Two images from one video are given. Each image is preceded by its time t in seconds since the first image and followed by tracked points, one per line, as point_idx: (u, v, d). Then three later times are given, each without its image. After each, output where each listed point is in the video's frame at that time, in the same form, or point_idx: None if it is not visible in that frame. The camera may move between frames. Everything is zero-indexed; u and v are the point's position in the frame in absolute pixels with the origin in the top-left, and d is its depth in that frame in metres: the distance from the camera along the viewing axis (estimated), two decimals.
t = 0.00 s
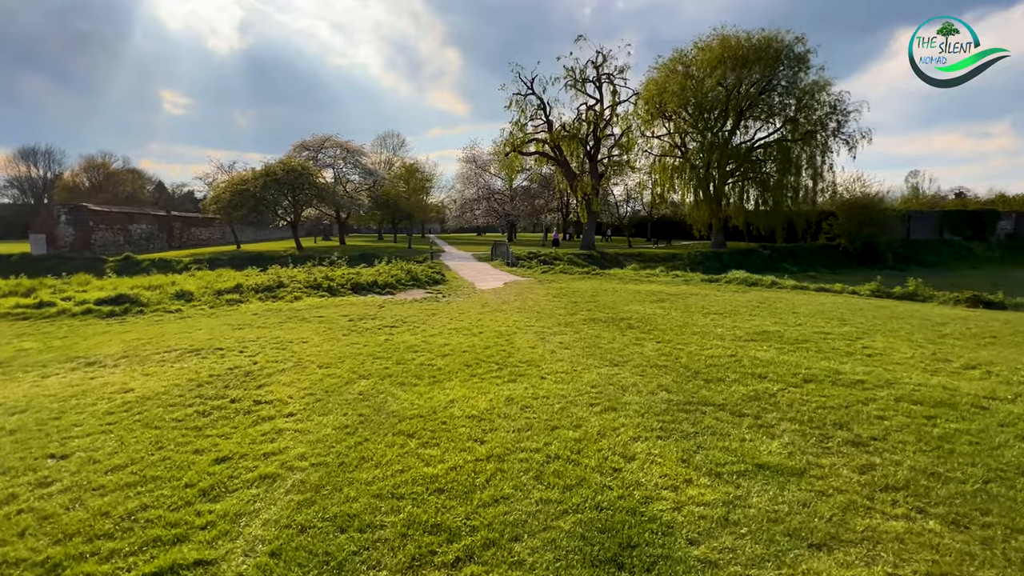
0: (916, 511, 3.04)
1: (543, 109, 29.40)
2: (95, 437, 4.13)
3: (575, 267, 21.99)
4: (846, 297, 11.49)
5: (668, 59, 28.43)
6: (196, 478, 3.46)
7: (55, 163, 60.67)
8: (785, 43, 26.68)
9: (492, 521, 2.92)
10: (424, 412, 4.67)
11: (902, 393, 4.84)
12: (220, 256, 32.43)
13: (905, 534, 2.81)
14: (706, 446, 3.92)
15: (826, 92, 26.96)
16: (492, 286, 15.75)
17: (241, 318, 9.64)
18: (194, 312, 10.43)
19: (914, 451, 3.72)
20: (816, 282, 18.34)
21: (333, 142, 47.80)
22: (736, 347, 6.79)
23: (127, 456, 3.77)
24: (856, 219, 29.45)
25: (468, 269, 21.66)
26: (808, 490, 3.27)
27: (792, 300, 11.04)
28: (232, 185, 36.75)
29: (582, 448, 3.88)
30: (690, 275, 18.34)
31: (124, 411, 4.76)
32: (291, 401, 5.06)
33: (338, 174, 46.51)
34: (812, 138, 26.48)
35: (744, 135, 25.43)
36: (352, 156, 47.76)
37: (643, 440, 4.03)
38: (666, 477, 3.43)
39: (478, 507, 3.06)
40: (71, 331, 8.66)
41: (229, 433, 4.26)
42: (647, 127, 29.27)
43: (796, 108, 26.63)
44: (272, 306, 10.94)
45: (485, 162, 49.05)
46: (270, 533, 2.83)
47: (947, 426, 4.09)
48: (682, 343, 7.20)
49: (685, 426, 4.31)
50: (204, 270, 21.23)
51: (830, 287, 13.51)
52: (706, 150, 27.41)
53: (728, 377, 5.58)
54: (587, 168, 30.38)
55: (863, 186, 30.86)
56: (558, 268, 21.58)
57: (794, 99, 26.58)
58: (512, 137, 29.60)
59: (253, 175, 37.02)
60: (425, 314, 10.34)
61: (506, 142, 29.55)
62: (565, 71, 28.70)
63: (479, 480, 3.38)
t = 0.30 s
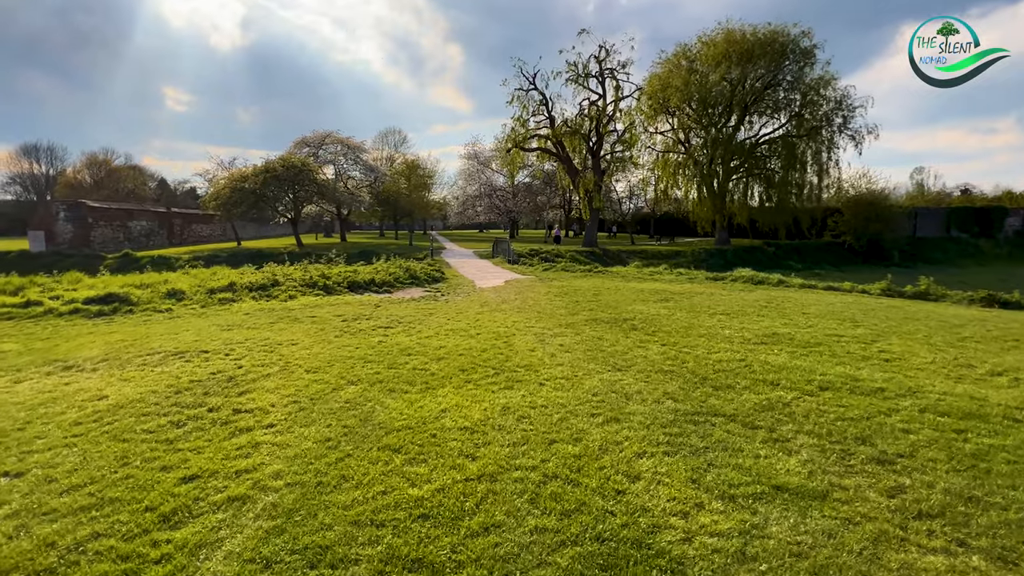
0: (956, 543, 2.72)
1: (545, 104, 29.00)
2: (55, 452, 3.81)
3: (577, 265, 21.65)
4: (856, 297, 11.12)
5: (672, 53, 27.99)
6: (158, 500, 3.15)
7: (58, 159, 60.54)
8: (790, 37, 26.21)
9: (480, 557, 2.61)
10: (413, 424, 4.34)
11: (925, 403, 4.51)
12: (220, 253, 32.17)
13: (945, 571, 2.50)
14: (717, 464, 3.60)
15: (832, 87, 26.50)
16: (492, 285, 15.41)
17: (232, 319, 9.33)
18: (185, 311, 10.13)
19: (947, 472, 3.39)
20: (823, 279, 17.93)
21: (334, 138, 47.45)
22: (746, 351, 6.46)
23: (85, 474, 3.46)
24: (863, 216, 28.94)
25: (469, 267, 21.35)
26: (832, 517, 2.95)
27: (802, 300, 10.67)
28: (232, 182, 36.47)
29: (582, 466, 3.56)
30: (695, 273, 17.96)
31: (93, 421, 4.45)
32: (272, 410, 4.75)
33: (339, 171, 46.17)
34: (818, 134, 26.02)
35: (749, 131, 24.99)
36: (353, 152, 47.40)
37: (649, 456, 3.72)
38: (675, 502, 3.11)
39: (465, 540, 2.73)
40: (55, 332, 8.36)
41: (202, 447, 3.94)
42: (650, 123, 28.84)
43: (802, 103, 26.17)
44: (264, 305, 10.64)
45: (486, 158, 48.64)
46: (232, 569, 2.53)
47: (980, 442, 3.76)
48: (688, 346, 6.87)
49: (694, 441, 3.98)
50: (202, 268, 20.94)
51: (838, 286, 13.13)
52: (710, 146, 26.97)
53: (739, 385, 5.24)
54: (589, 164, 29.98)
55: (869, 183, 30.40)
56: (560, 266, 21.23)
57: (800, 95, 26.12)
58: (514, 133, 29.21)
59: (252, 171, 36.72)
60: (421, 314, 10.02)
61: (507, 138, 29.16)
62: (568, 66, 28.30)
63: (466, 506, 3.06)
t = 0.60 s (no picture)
0: None
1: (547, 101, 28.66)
2: (11, 469, 3.55)
3: (578, 264, 21.36)
4: (863, 298, 10.84)
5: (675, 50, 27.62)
6: (113, 526, 2.87)
7: (60, 157, 60.35)
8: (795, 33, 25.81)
9: None
10: (398, 437, 4.06)
11: (948, 415, 4.21)
12: (218, 252, 31.93)
13: None
14: (726, 484, 3.31)
15: (837, 84, 26.12)
16: (491, 284, 15.12)
17: (221, 320, 9.06)
18: (175, 312, 9.87)
19: (978, 496, 3.10)
20: (826, 280, 17.62)
21: (334, 136, 47.17)
22: (753, 356, 6.16)
23: (39, 495, 3.19)
24: (868, 214, 28.51)
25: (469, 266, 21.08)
26: (856, 549, 2.67)
27: (808, 301, 10.38)
28: (231, 179, 36.24)
29: (579, 487, 3.28)
30: (698, 272, 17.62)
31: (58, 432, 4.19)
32: (250, 421, 4.46)
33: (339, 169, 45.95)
34: (822, 131, 25.62)
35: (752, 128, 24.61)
36: (353, 149, 47.11)
37: (652, 476, 3.43)
38: (680, 531, 2.82)
39: None
40: (38, 334, 8.13)
41: (170, 462, 3.66)
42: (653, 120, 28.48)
43: (806, 100, 25.80)
44: (257, 306, 10.39)
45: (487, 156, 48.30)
46: None
47: (1011, 460, 3.48)
48: (692, 350, 6.57)
49: (701, 458, 3.68)
50: (200, 266, 20.71)
51: (845, 286, 12.80)
52: (713, 143, 26.61)
53: (747, 393, 4.95)
54: (591, 162, 29.64)
55: (873, 181, 30.03)
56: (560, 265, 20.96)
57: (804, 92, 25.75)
58: (514, 130, 28.88)
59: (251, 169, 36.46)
60: (417, 315, 9.75)
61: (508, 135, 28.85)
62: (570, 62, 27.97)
63: (451, 535, 2.78)
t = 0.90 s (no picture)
0: None
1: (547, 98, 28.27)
2: None
3: (577, 263, 21.02)
4: (870, 298, 10.50)
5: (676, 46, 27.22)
6: (43, 560, 2.55)
7: (59, 155, 60.06)
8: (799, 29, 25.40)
9: None
10: (374, 451, 3.73)
11: (973, 429, 3.87)
12: (215, 250, 31.63)
13: None
14: (733, 509, 2.97)
15: (840, 81, 25.72)
16: (489, 283, 14.78)
17: (205, 321, 8.72)
18: (159, 312, 9.54)
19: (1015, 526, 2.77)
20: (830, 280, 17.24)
21: (333, 133, 46.81)
22: (759, 362, 5.81)
23: None
24: (871, 213, 28.09)
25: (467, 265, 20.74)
26: None
27: (814, 301, 10.04)
28: (228, 177, 35.89)
29: (569, 512, 2.95)
30: (700, 271, 17.27)
31: (5, 446, 3.86)
32: (217, 432, 4.13)
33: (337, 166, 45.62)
34: (826, 129, 25.21)
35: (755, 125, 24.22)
36: (352, 147, 46.73)
37: (651, 498, 3.10)
38: (681, 567, 2.50)
39: None
40: (13, 335, 7.80)
41: (121, 481, 3.33)
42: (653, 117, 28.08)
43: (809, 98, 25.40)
44: (244, 306, 10.05)
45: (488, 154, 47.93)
46: None
47: None
48: (694, 354, 6.23)
49: (705, 477, 3.34)
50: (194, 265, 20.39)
51: (851, 286, 12.46)
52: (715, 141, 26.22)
53: (753, 402, 4.61)
54: (592, 160, 29.25)
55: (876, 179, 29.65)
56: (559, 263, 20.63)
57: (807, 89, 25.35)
58: (514, 127, 28.50)
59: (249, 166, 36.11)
60: (409, 316, 9.40)
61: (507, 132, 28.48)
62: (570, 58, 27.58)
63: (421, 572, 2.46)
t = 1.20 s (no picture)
0: None
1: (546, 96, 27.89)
2: None
3: (576, 263, 20.67)
4: (878, 301, 10.16)
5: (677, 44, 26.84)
6: None
7: (57, 153, 59.65)
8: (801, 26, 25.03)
9: None
10: (349, 477, 3.38)
11: (1007, 452, 3.53)
12: (211, 250, 31.29)
13: None
14: (748, 550, 2.64)
15: (843, 80, 25.35)
16: (485, 284, 14.42)
17: (187, 325, 8.36)
18: (141, 316, 9.16)
19: None
20: (834, 280, 16.89)
21: (330, 132, 46.42)
22: (768, 372, 5.45)
23: None
24: (874, 212, 27.73)
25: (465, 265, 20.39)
26: None
27: (821, 304, 9.68)
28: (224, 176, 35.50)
29: (563, 555, 2.62)
30: (702, 272, 16.91)
31: None
32: (180, 454, 3.77)
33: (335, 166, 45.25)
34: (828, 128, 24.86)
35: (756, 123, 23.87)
36: (350, 146, 46.33)
37: (656, 537, 2.76)
38: None
39: None
40: None
41: (64, 515, 2.99)
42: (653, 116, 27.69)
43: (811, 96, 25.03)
44: (231, 309, 9.69)
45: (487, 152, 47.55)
46: None
47: None
48: (699, 363, 5.87)
49: (715, 509, 2.99)
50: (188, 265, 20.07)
51: (857, 288, 12.11)
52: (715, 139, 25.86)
53: (764, 418, 4.25)
54: (591, 159, 28.87)
55: (879, 178, 29.30)
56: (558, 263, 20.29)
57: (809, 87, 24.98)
58: (512, 125, 28.11)
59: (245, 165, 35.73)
60: (401, 320, 9.05)
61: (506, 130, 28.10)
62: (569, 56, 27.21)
63: None
